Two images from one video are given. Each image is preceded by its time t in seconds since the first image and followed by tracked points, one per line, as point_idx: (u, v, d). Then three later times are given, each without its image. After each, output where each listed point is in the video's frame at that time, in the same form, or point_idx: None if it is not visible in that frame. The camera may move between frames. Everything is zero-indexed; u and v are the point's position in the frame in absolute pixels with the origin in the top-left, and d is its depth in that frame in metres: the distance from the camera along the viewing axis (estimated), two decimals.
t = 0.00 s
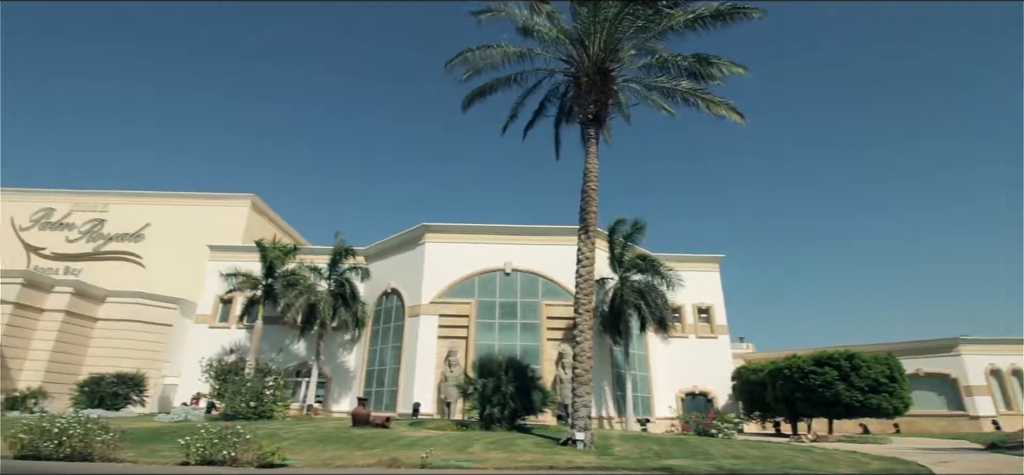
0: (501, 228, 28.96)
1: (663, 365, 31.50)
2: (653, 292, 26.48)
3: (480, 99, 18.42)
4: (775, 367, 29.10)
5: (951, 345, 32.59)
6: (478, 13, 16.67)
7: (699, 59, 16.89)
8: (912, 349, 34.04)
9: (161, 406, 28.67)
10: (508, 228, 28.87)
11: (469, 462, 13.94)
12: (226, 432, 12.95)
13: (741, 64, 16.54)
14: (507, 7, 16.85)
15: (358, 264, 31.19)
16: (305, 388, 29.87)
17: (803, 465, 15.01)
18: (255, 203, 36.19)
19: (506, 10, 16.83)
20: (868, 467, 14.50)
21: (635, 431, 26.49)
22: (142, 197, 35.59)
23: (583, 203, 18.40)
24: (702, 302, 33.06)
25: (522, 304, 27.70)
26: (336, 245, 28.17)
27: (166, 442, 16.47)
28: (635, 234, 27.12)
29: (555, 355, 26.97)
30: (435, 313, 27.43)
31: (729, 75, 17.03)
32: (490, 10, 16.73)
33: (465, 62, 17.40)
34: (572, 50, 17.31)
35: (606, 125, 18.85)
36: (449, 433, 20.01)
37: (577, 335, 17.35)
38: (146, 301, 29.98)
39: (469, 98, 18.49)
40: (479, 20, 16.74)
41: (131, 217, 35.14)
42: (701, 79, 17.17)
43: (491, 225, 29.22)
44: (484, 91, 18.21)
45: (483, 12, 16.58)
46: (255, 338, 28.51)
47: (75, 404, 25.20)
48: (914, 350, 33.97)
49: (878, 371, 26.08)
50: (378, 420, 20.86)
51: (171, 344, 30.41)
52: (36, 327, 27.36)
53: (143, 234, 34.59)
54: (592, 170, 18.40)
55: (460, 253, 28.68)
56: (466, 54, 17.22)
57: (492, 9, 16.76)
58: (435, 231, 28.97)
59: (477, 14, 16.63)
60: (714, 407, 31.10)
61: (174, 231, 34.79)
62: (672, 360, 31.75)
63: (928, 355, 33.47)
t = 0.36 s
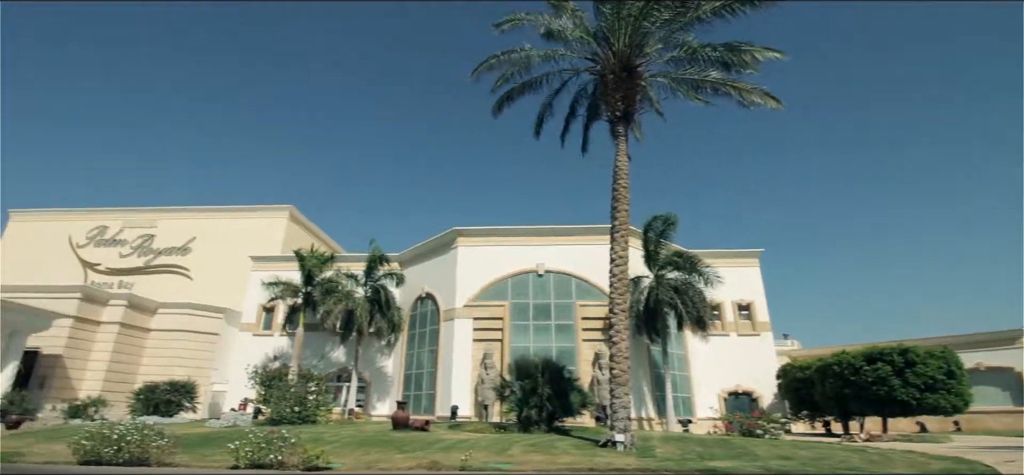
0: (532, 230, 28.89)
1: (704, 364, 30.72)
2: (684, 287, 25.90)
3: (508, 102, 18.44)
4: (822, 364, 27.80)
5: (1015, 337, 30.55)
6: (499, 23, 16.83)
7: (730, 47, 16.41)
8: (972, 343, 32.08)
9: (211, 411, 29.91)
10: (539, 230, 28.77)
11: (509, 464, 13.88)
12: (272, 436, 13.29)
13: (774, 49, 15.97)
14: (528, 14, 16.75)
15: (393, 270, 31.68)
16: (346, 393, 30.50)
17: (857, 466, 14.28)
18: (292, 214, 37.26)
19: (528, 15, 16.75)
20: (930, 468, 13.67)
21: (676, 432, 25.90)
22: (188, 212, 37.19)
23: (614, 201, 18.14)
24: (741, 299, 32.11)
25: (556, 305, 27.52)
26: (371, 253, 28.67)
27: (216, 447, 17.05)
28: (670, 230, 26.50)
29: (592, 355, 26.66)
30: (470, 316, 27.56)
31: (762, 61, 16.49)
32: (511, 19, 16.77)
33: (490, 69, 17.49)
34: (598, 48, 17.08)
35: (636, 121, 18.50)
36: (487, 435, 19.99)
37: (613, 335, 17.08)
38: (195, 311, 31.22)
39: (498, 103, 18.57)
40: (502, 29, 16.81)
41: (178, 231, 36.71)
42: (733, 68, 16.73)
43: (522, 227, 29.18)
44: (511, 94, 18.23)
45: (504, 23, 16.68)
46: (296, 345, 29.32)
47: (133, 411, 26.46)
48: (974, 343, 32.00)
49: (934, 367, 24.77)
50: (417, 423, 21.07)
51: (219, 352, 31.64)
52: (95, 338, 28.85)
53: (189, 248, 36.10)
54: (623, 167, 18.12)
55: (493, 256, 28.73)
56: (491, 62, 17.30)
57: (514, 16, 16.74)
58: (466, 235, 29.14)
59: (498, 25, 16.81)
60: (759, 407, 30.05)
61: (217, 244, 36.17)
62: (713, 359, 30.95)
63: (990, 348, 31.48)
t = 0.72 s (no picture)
0: (564, 230, 28.69)
1: (747, 363, 29.79)
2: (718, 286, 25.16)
3: (534, 103, 18.34)
4: (874, 359, 26.24)
5: None
6: (522, 29, 16.80)
7: (762, 36, 15.85)
8: None
9: (259, 416, 30.92)
10: (571, 230, 28.55)
11: (550, 467, 13.75)
12: (316, 440, 13.59)
13: (810, 34, 15.36)
14: (552, 16, 16.59)
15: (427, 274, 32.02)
16: (386, 397, 30.97)
17: (917, 467, 13.51)
18: (329, 222, 38.19)
19: (552, 17, 16.60)
20: (998, 468, 12.81)
21: (720, 434, 25.19)
22: (231, 224, 38.65)
23: (646, 198, 17.79)
24: (785, 294, 30.99)
25: (592, 305, 27.22)
26: (406, 258, 29.05)
27: (264, 451, 17.58)
28: (706, 225, 25.79)
29: (629, 356, 26.22)
30: (504, 318, 27.56)
31: (797, 47, 15.89)
32: (536, 22, 16.66)
33: (516, 72, 17.44)
34: (624, 44, 16.77)
35: (665, 115, 18.07)
36: (526, 438, 19.91)
37: (651, 335, 16.72)
38: (240, 320, 32.34)
39: (523, 103, 18.49)
40: (527, 33, 16.75)
41: (222, 243, 38.18)
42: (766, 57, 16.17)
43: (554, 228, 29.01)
44: (537, 95, 18.12)
45: (528, 27, 16.62)
46: (337, 350, 29.97)
47: (186, 417, 27.61)
48: None
49: (997, 361, 23.33)
50: (456, 426, 21.16)
51: (264, 359, 32.69)
52: (149, 348, 30.26)
53: (234, 259, 37.48)
54: (655, 162, 17.76)
55: (525, 258, 28.68)
56: (517, 64, 17.25)
57: (538, 20, 16.62)
58: (498, 237, 29.19)
59: (521, 30, 16.79)
60: (808, 406, 28.85)
61: (259, 254, 37.39)
62: (756, 358, 29.98)
63: None
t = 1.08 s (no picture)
0: (596, 230, 28.40)
1: (792, 360, 28.73)
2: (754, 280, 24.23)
3: (561, 101, 18.22)
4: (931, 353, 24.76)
5: None
6: (549, 27, 16.72)
7: (796, 22, 15.32)
8: None
9: (303, 421, 31.79)
10: (604, 229, 28.22)
11: (591, 469, 13.58)
12: (359, 443, 13.82)
13: (848, 20, 14.70)
14: (578, 13, 16.45)
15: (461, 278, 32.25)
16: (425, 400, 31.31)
17: (984, 467, 12.68)
18: (364, 230, 38.99)
19: (578, 14, 16.46)
20: None
21: (767, 434, 24.35)
22: (272, 235, 39.98)
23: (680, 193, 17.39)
24: (831, 288, 29.75)
25: (628, 305, 26.81)
26: (440, 262, 29.31)
27: (309, 454, 18.04)
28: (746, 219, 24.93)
29: (669, 355, 25.66)
30: (539, 320, 27.44)
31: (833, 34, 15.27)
32: (561, 20, 16.56)
33: (542, 70, 17.39)
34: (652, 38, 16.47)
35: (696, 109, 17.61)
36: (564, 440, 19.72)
37: (690, 333, 16.33)
38: (283, 327, 33.36)
39: (550, 102, 18.40)
40: (552, 31, 16.67)
41: (264, 253, 39.50)
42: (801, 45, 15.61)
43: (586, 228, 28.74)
44: (564, 93, 17.99)
45: (554, 25, 16.54)
46: (376, 355, 30.51)
47: (236, 422, 28.62)
48: None
49: None
50: (495, 428, 21.16)
51: (306, 365, 33.59)
52: (199, 356, 31.54)
53: (275, 268, 38.71)
54: (688, 156, 17.37)
55: (558, 259, 28.50)
56: (543, 63, 17.19)
57: (564, 17, 16.52)
58: (531, 239, 29.13)
59: (547, 28, 16.71)
60: (860, 405, 27.46)
61: (298, 263, 38.49)
62: (802, 354, 28.89)
63: None
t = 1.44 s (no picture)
0: (618, 230, 28.14)
1: (824, 359, 27.98)
2: (782, 277, 23.72)
3: (580, 101, 18.15)
4: (972, 350, 23.78)
5: None
6: (566, 25, 16.67)
7: (821, 16, 15.05)
8: None
9: (331, 424, 32.25)
10: (625, 228, 27.95)
11: (618, 471, 13.43)
12: (386, 446, 13.93)
13: (872, 18, 14.30)
14: (596, 10, 16.35)
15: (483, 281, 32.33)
16: (450, 402, 31.47)
17: None
18: (386, 235, 39.46)
19: (596, 11, 16.36)
20: None
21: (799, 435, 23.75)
22: (297, 242, 40.78)
23: (704, 190, 17.11)
24: (863, 284, 28.86)
25: (651, 305, 26.48)
26: (462, 265, 29.41)
27: (338, 457, 18.24)
28: (772, 216, 24.37)
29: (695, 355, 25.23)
30: (562, 321, 27.31)
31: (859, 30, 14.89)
32: (580, 18, 16.48)
33: (561, 70, 17.34)
34: (672, 34, 16.25)
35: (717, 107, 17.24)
36: (590, 442, 19.55)
37: (717, 333, 16.01)
38: (310, 332, 33.92)
39: (569, 103, 18.35)
40: (570, 30, 16.62)
41: (290, 260, 40.29)
42: (825, 39, 15.30)
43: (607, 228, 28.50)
44: (582, 92, 17.91)
45: (572, 23, 16.48)
46: (400, 358, 30.78)
47: (266, 425, 29.17)
48: None
49: None
50: (520, 430, 21.10)
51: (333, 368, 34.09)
52: (229, 361, 32.26)
53: (300, 274, 39.43)
54: (711, 153, 17.11)
55: (580, 259, 28.34)
56: (562, 62, 17.14)
57: (582, 15, 16.43)
58: (552, 240, 29.03)
59: (565, 27, 16.66)
60: (897, 404, 26.55)
61: (323, 269, 39.12)
62: (834, 353, 28.10)
63: None
